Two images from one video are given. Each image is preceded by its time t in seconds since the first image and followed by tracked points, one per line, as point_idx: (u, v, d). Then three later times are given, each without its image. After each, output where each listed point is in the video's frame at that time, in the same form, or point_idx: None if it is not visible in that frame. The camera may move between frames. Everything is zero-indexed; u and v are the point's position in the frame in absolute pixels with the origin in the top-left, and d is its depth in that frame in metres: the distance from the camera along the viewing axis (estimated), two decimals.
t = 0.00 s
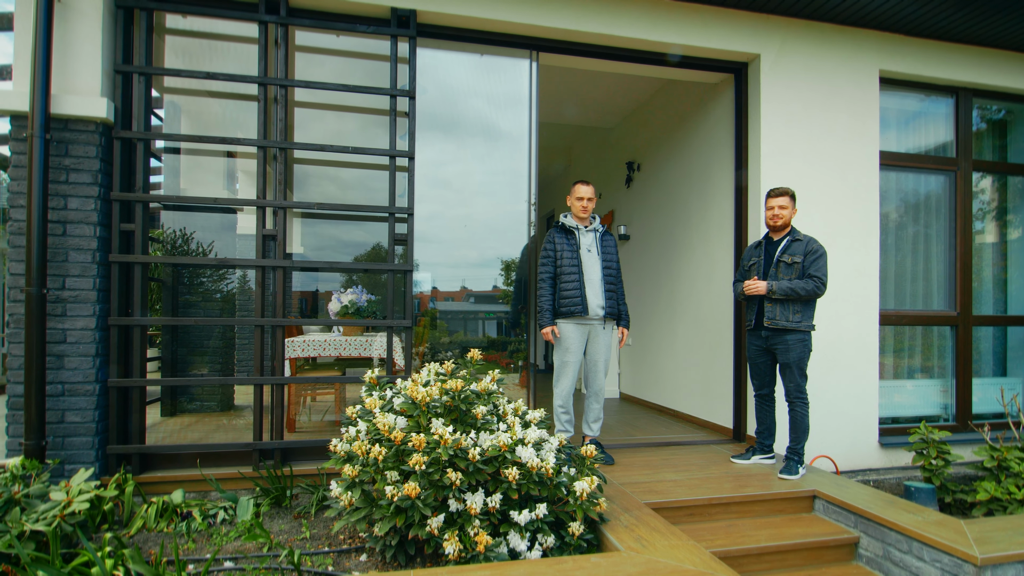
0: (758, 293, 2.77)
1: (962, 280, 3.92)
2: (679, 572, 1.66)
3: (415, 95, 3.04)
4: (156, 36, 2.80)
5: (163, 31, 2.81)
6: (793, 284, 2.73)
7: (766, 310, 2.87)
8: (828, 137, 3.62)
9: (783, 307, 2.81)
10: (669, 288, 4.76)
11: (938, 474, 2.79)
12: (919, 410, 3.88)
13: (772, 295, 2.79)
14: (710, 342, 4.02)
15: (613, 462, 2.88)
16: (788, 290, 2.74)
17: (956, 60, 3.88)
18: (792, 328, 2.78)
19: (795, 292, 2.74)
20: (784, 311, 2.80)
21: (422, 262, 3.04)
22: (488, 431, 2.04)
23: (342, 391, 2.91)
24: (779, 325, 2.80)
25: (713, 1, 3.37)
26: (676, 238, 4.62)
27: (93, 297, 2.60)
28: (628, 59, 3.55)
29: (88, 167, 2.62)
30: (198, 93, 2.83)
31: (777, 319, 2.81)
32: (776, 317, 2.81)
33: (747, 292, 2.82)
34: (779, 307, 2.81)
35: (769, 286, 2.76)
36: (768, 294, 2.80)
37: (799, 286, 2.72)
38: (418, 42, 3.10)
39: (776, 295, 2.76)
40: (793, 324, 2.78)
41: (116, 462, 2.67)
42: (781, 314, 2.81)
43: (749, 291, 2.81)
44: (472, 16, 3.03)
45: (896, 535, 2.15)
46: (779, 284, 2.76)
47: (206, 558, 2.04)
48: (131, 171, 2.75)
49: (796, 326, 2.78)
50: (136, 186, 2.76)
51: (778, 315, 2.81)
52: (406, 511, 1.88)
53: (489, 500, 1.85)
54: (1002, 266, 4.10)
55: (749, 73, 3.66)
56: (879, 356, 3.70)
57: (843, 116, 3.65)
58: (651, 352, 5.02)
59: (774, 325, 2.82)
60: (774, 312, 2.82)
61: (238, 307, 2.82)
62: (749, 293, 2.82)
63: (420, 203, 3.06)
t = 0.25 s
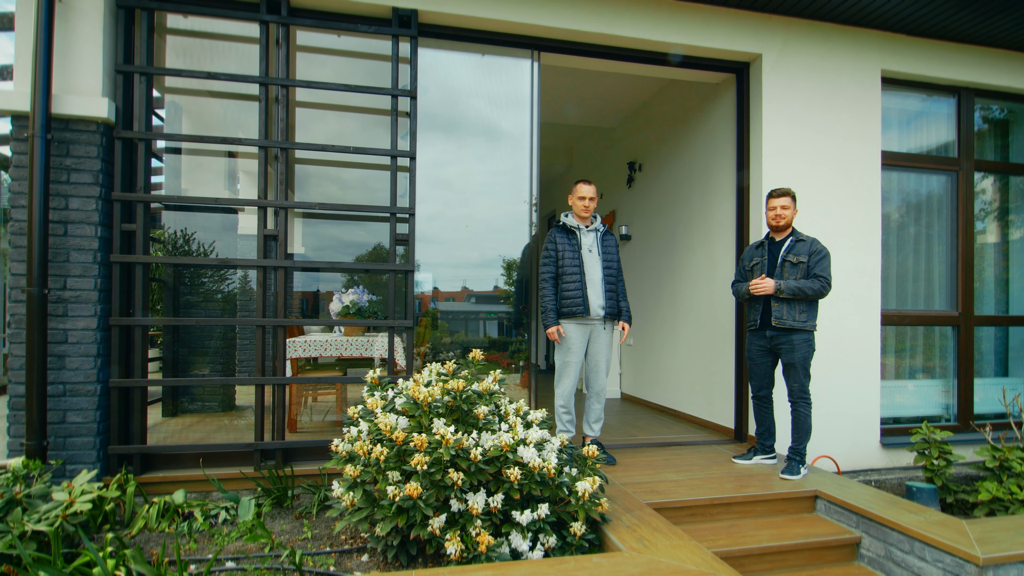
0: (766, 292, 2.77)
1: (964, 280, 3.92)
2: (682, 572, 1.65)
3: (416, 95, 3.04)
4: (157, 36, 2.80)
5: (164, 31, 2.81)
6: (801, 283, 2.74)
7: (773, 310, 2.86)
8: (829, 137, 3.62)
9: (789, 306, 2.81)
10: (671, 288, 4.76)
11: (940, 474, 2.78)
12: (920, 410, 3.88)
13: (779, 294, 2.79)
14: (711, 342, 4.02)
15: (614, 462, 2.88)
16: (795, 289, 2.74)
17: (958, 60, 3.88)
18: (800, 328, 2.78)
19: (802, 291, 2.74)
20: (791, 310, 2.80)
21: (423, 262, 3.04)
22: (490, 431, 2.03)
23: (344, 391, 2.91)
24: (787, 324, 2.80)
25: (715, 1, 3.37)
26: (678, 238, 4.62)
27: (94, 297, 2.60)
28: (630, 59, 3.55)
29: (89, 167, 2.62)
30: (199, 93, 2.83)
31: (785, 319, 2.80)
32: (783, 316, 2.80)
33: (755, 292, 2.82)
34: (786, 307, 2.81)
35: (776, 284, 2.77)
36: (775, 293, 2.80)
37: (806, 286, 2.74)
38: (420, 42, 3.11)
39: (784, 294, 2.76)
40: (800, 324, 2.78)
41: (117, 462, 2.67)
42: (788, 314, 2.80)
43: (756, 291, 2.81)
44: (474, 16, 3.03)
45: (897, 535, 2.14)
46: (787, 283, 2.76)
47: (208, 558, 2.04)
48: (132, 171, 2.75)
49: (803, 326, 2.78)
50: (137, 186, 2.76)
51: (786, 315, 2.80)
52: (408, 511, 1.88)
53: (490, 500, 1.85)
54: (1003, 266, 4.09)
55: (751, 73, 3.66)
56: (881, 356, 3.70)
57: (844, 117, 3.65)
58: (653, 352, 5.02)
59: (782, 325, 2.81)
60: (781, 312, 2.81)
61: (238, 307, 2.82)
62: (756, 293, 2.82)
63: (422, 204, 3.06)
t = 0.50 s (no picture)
0: (770, 291, 2.77)
1: (965, 280, 3.92)
2: (684, 572, 1.65)
3: (417, 94, 3.04)
4: (158, 35, 2.79)
5: (164, 30, 2.80)
6: (804, 282, 2.75)
7: (776, 309, 2.86)
8: (830, 136, 3.61)
9: (793, 305, 2.81)
10: (672, 287, 4.75)
11: (941, 473, 2.78)
12: (921, 410, 3.88)
13: (783, 293, 2.79)
14: (712, 342, 4.01)
15: (616, 462, 2.87)
16: (799, 288, 2.74)
17: (959, 60, 3.88)
18: (803, 327, 2.79)
19: (806, 290, 2.75)
20: (794, 309, 2.80)
21: (424, 262, 3.04)
22: (492, 431, 2.03)
23: (344, 391, 2.91)
24: (791, 323, 2.79)
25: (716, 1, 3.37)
26: (679, 237, 4.62)
27: (95, 297, 2.60)
28: (631, 58, 3.55)
29: (89, 166, 2.61)
30: (199, 92, 2.82)
31: (789, 318, 2.80)
32: (787, 315, 2.80)
33: (759, 291, 2.81)
34: (790, 306, 2.81)
35: (780, 283, 2.77)
36: (779, 292, 2.79)
37: (810, 284, 2.74)
38: (421, 41, 3.10)
39: (787, 294, 2.76)
40: (804, 323, 2.79)
41: (118, 462, 2.66)
42: (792, 313, 2.80)
43: (760, 291, 2.80)
44: (475, 15, 3.02)
45: (899, 534, 2.14)
46: (791, 283, 2.76)
47: (209, 558, 2.03)
48: (133, 171, 2.74)
49: (806, 325, 2.79)
50: (137, 186, 2.76)
51: (789, 314, 2.80)
52: (410, 511, 1.87)
53: (493, 500, 1.84)
54: (1004, 266, 4.09)
55: (752, 73, 3.66)
56: (882, 356, 3.70)
57: (846, 116, 3.65)
58: (654, 351, 5.02)
59: (786, 324, 2.80)
60: (785, 311, 2.80)
61: (239, 307, 2.82)
62: (760, 292, 2.81)
63: (423, 203, 3.06)
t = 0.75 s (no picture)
0: (767, 292, 2.78)
1: (963, 279, 3.93)
2: (689, 571, 1.65)
3: (419, 93, 3.03)
4: (157, 33, 2.77)
5: (164, 27, 2.78)
6: (800, 283, 2.76)
7: (773, 309, 2.87)
8: (830, 136, 3.62)
9: (789, 305, 2.82)
10: (672, 287, 4.76)
11: (941, 472, 2.77)
12: (920, 409, 3.90)
13: (780, 294, 2.80)
14: (713, 341, 4.02)
15: (619, 462, 2.87)
16: (795, 289, 2.76)
17: (958, 61, 3.89)
18: (799, 327, 2.80)
19: (802, 291, 2.76)
20: (791, 310, 2.81)
21: (426, 262, 3.03)
22: (496, 431, 2.02)
23: (345, 391, 2.89)
24: (787, 323, 2.81)
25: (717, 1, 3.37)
26: (680, 237, 4.62)
27: (93, 296, 2.58)
28: (632, 58, 3.54)
29: (87, 164, 2.59)
30: (199, 89, 2.80)
31: (785, 319, 2.81)
32: (783, 316, 2.82)
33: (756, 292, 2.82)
34: (786, 306, 2.82)
35: (777, 284, 2.78)
36: (776, 293, 2.81)
37: (805, 285, 2.75)
38: (422, 40, 3.09)
39: (784, 294, 2.77)
40: (800, 323, 2.81)
41: (117, 463, 2.64)
42: (788, 314, 2.82)
43: (756, 291, 2.81)
44: (477, 14, 3.01)
45: (901, 533, 2.13)
46: (787, 283, 2.77)
47: (211, 560, 2.02)
48: (132, 169, 2.72)
49: (803, 325, 2.80)
50: (136, 184, 2.73)
51: (786, 315, 2.81)
52: (413, 512, 1.86)
53: (497, 500, 1.84)
54: (1002, 266, 4.11)
55: (753, 73, 3.67)
56: (881, 355, 3.72)
57: (846, 117, 3.66)
58: (654, 351, 5.03)
59: (782, 324, 2.81)
60: (782, 312, 2.82)
61: (237, 306, 2.80)
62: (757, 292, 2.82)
63: (425, 202, 3.05)
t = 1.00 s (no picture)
0: (762, 294, 2.78)
1: (958, 280, 3.97)
2: (694, 572, 1.64)
3: (419, 92, 3.02)
4: (154, 29, 2.74)
5: (161, 24, 2.75)
6: (793, 285, 2.78)
7: (767, 311, 2.88)
8: (828, 137, 3.65)
9: (783, 307, 2.84)
10: (671, 287, 4.77)
11: (937, 471, 2.76)
12: (914, 408, 3.93)
13: (773, 296, 2.81)
14: (712, 342, 4.03)
15: (619, 462, 2.87)
16: (788, 291, 2.77)
17: (953, 65, 3.93)
18: (793, 328, 2.82)
19: (795, 292, 2.78)
20: (784, 311, 2.83)
21: (426, 262, 3.02)
22: (500, 432, 2.01)
23: (342, 392, 2.87)
24: (781, 324, 2.82)
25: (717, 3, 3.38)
26: (678, 238, 4.63)
27: (88, 296, 2.54)
28: (633, 59, 3.55)
29: (83, 162, 2.56)
30: (196, 87, 2.77)
31: (779, 320, 2.82)
32: (777, 317, 2.83)
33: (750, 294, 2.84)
34: (780, 307, 2.83)
35: (771, 287, 2.79)
36: (770, 295, 2.82)
37: (798, 287, 2.77)
38: (423, 39, 3.08)
39: (778, 296, 2.79)
40: (793, 324, 2.82)
41: (113, 465, 2.60)
42: (782, 315, 2.83)
43: (750, 293, 2.83)
44: (478, 14, 3.01)
45: (901, 532, 2.13)
46: (781, 285, 2.79)
47: (211, 564, 1.99)
48: (128, 167, 2.69)
49: (796, 326, 2.82)
50: (132, 182, 2.70)
51: (780, 316, 2.83)
52: (417, 514, 1.84)
53: (501, 502, 1.83)
54: (994, 267, 4.16)
55: (752, 74, 3.69)
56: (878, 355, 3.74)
57: (844, 119, 3.69)
58: (652, 351, 5.04)
59: (776, 325, 2.83)
60: (776, 313, 2.83)
61: (232, 306, 2.77)
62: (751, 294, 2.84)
63: (425, 202, 3.04)
